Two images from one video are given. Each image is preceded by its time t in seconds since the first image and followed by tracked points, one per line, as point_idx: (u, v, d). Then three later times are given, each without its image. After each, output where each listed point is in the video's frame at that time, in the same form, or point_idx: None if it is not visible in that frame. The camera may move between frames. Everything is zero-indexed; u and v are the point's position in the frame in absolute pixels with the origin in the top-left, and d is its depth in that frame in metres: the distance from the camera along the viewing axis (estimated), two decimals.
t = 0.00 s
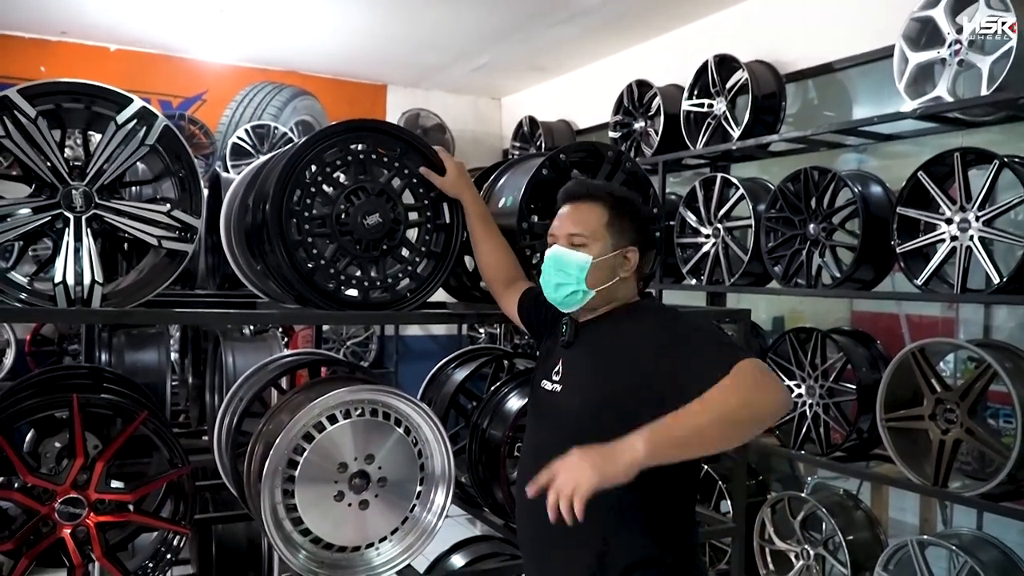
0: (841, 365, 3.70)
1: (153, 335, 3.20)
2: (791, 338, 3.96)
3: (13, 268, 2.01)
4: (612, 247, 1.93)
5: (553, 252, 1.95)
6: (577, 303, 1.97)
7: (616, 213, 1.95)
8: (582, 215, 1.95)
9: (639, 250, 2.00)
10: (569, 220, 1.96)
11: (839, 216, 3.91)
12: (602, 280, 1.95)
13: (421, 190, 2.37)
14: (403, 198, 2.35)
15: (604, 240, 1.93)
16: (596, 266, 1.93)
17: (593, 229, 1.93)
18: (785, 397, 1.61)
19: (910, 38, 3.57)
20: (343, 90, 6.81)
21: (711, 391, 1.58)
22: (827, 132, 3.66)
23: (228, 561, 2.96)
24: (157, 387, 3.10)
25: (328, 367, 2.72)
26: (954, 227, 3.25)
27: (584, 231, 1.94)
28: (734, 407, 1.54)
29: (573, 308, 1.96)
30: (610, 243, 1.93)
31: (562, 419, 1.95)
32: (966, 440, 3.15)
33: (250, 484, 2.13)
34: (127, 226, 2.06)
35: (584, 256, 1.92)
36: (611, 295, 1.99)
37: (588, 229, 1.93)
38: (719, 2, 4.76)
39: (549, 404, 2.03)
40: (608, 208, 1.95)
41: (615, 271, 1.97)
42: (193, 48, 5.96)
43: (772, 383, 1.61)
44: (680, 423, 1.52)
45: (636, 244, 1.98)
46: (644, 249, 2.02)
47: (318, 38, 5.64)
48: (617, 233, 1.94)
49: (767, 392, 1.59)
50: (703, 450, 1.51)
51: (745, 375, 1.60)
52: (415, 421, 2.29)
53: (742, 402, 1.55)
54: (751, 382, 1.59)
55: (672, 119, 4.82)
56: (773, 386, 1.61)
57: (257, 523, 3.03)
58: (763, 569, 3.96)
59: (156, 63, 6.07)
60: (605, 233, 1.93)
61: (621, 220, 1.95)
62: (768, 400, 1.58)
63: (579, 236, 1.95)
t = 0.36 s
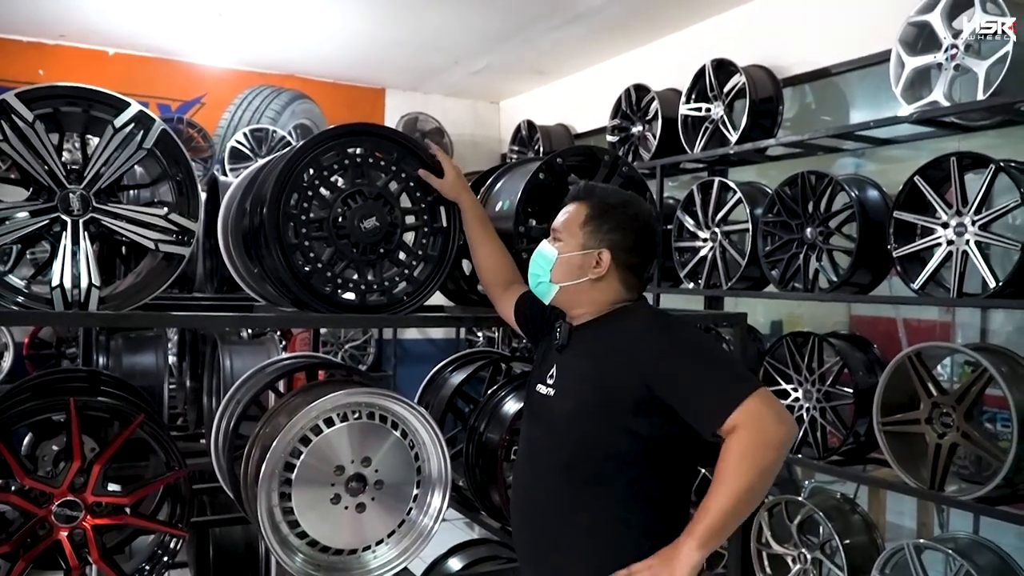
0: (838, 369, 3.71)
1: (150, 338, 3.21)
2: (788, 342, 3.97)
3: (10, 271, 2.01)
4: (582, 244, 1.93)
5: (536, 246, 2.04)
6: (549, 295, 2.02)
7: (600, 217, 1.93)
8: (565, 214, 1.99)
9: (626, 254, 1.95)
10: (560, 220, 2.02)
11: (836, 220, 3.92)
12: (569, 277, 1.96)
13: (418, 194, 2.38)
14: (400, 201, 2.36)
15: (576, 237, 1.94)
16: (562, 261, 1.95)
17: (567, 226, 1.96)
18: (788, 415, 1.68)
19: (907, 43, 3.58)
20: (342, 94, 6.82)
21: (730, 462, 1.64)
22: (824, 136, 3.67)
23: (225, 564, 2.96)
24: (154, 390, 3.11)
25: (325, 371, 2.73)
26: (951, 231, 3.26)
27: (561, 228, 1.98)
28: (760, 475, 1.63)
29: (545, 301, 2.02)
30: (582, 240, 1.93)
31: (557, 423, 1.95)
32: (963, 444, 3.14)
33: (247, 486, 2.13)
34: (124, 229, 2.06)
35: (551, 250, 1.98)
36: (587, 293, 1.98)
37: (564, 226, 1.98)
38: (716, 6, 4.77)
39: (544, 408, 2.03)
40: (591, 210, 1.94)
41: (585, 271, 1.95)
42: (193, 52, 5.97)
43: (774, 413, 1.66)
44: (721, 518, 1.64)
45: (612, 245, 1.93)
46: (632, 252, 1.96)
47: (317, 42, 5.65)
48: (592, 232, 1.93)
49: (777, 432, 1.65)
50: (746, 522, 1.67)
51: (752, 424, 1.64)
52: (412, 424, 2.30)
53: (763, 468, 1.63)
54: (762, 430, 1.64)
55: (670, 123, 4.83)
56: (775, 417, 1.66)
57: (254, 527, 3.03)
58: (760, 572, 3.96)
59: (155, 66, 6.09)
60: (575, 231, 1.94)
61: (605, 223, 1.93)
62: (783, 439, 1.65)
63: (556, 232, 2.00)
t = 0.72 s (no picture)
0: (834, 372, 3.72)
1: (147, 340, 3.21)
2: (784, 345, 3.97)
3: (6, 272, 2.01)
4: (567, 251, 1.94)
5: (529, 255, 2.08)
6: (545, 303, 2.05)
7: (584, 222, 1.93)
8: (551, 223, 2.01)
9: (614, 257, 1.94)
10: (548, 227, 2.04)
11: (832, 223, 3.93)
12: (559, 284, 1.98)
13: (414, 197, 2.38)
14: (397, 204, 2.36)
15: (562, 243, 1.96)
16: (551, 270, 1.98)
17: (552, 235, 1.99)
18: (775, 431, 1.69)
19: (903, 47, 3.59)
20: (340, 96, 6.83)
21: (718, 480, 1.65)
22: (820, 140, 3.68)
23: (220, 566, 2.96)
24: (151, 392, 3.11)
25: (322, 373, 2.73)
26: (946, 235, 3.26)
27: (548, 236, 2.01)
28: (748, 493, 1.64)
29: (543, 309, 2.05)
30: (568, 246, 1.95)
31: (554, 426, 1.95)
32: (957, 448, 3.14)
33: (243, 488, 2.13)
34: (121, 231, 2.06)
35: (539, 259, 2.01)
36: (579, 298, 2.00)
37: (550, 235, 2.00)
38: (713, 10, 4.79)
39: (541, 410, 2.03)
40: (574, 216, 1.94)
41: (573, 276, 1.96)
42: (190, 54, 5.97)
43: (761, 429, 1.67)
44: (710, 537, 1.64)
45: (597, 249, 1.93)
46: (619, 253, 1.94)
47: (315, 44, 5.66)
48: (576, 237, 1.93)
49: (764, 448, 1.66)
50: (735, 541, 1.67)
51: (740, 440, 1.65)
52: (408, 426, 2.30)
53: (753, 484, 1.64)
54: (750, 447, 1.65)
55: (667, 127, 4.85)
56: (762, 433, 1.67)
57: (250, 529, 3.03)
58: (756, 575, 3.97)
59: (153, 68, 6.08)
60: (559, 238, 1.96)
61: (590, 228, 1.93)
62: (769, 456, 1.66)
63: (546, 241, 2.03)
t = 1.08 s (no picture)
0: (830, 373, 3.72)
1: (143, 342, 3.20)
2: (780, 346, 3.98)
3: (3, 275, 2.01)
4: (558, 255, 1.95)
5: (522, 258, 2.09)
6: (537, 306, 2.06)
7: (574, 227, 1.94)
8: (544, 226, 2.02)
9: (606, 261, 1.95)
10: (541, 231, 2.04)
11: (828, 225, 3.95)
12: (551, 288, 1.99)
13: (411, 200, 2.38)
14: (393, 207, 2.36)
15: (553, 248, 1.97)
16: (542, 273, 1.99)
17: (544, 239, 1.99)
18: (770, 432, 1.70)
19: (898, 49, 3.60)
20: (337, 98, 6.83)
21: (715, 482, 1.65)
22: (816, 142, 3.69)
23: (217, 569, 2.96)
24: (147, 395, 3.11)
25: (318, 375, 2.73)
26: (942, 236, 3.27)
27: (540, 240, 2.01)
28: (744, 494, 1.65)
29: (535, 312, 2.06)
30: (559, 251, 1.95)
31: (551, 429, 1.96)
32: (954, 449, 3.16)
33: (239, 491, 2.13)
34: (118, 234, 2.06)
35: (530, 263, 2.02)
36: (570, 302, 2.00)
37: (542, 238, 2.01)
38: (709, 12, 4.80)
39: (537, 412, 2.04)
40: (564, 220, 1.95)
41: (565, 280, 1.97)
42: (187, 56, 5.97)
43: (756, 430, 1.68)
44: (708, 540, 1.64)
45: (588, 253, 1.93)
46: (611, 257, 1.94)
47: (312, 46, 5.66)
48: (567, 241, 1.94)
49: (760, 450, 1.67)
50: (732, 543, 1.67)
51: (735, 442, 1.66)
52: (404, 428, 2.30)
53: (749, 486, 1.65)
54: (745, 449, 1.65)
55: (663, 129, 4.86)
56: (757, 434, 1.68)
57: (246, 532, 3.02)
58: None
59: (149, 70, 6.08)
60: (550, 242, 1.97)
61: (580, 233, 1.93)
62: (764, 457, 1.67)
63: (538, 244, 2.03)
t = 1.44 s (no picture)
0: (827, 376, 3.73)
1: (140, 344, 3.19)
2: (778, 349, 3.99)
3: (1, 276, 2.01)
4: (554, 257, 1.96)
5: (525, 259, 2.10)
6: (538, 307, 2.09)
7: (570, 228, 1.94)
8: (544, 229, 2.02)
9: (604, 263, 1.94)
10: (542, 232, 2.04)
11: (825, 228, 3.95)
12: (548, 289, 2.00)
13: (409, 202, 2.38)
14: (391, 209, 2.36)
15: (551, 249, 1.97)
16: (540, 275, 2.00)
17: (543, 241, 1.99)
18: (764, 435, 1.70)
19: (896, 53, 3.61)
20: (335, 100, 6.83)
21: (709, 487, 1.66)
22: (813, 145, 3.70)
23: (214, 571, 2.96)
24: (144, 396, 3.10)
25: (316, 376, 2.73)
26: (939, 240, 3.28)
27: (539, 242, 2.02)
28: (738, 499, 1.65)
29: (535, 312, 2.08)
30: (555, 252, 1.96)
31: (548, 431, 1.96)
32: (951, 452, 3.17)
33: (237, 492, 2.13)
34: (116, 235, 2.06)
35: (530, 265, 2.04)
36: (567, 303, 2.01)
37: (542, 241, 2.01)
38: (708, 16, 4.81)
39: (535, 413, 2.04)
40: (561, 222, 1.96)
41: (561, 282, 1.98)
42: (185, 57, 5.97)
43: (750, 434, 1.68)
44: (701, 543, 1.65)
45: (584, 255, 1.93)
46: (608, 259, 1.94)
47: (311, 48, 5.66)
48: (564, 242, 1.94)
49: (754, 454, 1.67)
50: (726, 546, 1.67)
51: (730, 446, 1.66)
52: (402, 430, 2.30)
53: (743, 490, 1.65)
54: (740, 453, 1.66)
55: (661, 132, 4.87)
56: (751, 438, 1.68)
57: (244, 534, 3.02)
58: None
59: (148, 72, 6.08)
60: (548, 245, 1.98)
61: (575, 234, 1.93)
62: (759, 461, 1.67)
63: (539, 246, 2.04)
